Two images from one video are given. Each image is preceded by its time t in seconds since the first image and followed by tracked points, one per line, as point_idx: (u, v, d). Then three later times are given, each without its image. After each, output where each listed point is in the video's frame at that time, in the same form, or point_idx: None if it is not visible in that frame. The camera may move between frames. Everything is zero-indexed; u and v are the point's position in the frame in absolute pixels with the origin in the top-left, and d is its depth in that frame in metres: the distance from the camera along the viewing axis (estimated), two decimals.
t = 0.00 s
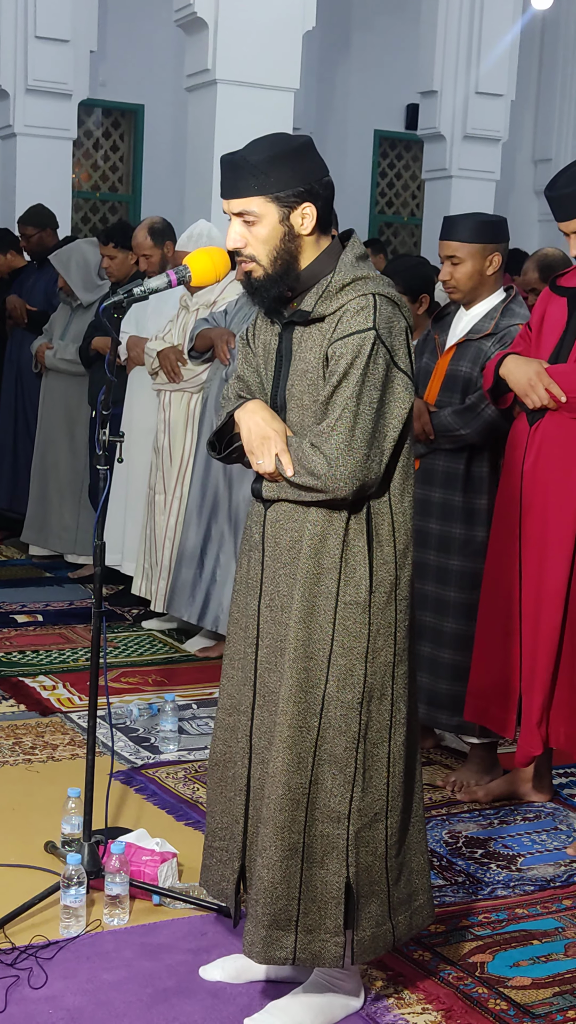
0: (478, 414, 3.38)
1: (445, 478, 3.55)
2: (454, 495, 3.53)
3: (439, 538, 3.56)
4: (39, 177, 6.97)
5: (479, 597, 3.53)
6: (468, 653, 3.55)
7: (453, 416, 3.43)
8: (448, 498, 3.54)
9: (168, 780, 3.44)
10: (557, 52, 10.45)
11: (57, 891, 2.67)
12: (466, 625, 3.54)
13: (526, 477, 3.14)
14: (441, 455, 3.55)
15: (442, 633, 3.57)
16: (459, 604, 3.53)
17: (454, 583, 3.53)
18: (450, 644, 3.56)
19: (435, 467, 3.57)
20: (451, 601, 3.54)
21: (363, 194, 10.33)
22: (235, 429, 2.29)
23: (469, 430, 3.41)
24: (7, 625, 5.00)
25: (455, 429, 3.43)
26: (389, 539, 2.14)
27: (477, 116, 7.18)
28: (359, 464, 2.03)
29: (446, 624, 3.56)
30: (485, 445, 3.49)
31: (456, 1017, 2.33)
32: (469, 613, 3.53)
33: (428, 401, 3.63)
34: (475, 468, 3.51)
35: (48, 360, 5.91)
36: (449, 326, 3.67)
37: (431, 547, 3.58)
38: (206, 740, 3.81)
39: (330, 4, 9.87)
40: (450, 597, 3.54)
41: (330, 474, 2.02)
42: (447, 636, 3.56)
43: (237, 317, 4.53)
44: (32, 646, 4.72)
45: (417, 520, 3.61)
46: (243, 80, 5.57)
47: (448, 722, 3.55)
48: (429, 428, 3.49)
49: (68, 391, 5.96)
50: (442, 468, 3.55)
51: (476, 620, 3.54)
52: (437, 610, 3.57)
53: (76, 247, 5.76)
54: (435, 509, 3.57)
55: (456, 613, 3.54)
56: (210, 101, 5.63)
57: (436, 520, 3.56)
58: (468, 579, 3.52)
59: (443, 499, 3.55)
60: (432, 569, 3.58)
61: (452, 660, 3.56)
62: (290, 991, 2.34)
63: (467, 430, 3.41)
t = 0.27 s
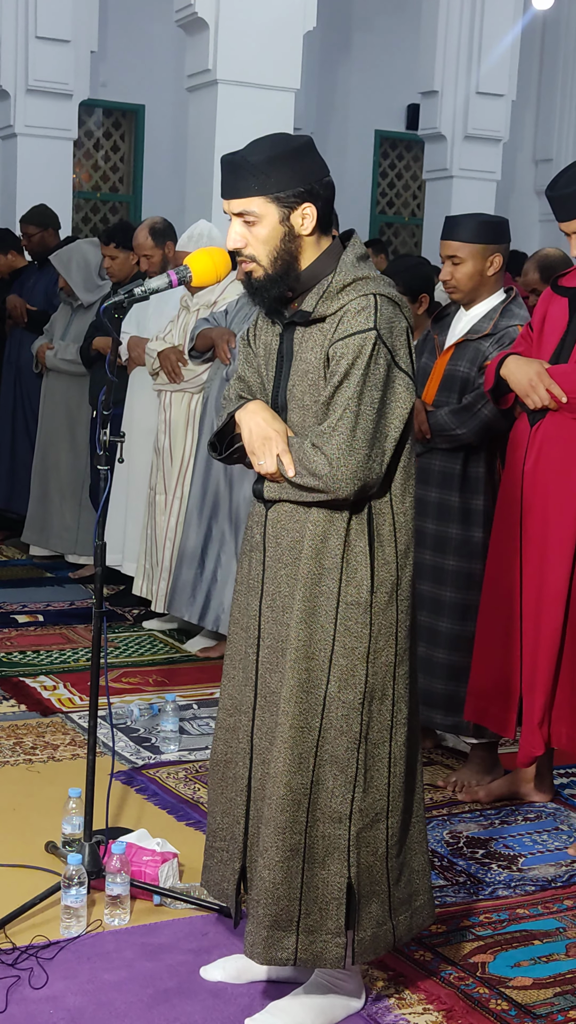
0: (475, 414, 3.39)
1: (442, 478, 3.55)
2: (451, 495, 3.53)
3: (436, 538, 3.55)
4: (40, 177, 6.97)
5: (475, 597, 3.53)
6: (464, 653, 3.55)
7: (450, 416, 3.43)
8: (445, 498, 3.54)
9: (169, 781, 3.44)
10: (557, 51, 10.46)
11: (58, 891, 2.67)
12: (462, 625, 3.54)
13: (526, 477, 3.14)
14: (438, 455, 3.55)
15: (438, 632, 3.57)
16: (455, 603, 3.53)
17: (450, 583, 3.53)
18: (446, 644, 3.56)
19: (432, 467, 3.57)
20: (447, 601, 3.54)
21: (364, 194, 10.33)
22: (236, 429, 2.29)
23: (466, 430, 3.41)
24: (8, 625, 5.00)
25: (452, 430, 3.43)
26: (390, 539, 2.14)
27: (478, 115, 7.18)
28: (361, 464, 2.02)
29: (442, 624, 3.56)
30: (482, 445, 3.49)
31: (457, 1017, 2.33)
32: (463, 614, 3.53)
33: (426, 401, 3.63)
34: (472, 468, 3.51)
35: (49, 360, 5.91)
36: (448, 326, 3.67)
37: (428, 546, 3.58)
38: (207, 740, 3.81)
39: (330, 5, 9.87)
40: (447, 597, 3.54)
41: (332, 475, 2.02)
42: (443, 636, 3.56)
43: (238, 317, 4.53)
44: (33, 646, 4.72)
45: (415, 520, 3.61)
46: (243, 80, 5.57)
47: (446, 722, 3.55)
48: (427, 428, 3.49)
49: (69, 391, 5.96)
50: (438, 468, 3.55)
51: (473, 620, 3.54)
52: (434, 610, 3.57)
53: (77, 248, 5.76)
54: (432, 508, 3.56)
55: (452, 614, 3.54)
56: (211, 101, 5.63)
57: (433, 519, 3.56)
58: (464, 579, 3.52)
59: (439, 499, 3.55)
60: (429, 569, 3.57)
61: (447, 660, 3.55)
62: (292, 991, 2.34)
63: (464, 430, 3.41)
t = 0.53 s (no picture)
0: (472, 414, 3.39)
1: (439, 478, 3.54)
2: (448, 495, 3.53)
3: (433, 538, 3.55)
4: (40, 177, 6.97)
5: (472, 597, 3.53)
6: (460, 653, 3.55)
7: (447, 415, 3.43)
8: (442, 498, 3.54)
9: (168, 780, 3.44)
10: (558, 51, 10.46)
11: (58, 891, 2.67)
12: (458, 625, 3.54)
13: (526, 477, 3.14)
14: (434, 455, 3.55)
15: (434, 632, 3.56)
16: (453, 603, 3.53)
17: (447, 583, 3.53)
18: (442, 644, 3.55)
19: (429, 467, 3.57)
20: (444, 600, 3.54)
21: (364, 194, 10.33)
22: (236, 429, 2.29)
23: (464, 430, 3.41)
24: (7, 624, 5.00)
25: (448, 429, 3.43)
26: (390, 539, 2.14)
27: (478, 115, 7.18)
28: (361, 464, 2.02)
29: (438, 624, 3.56)
30: (479, 445, 3.49)
31: (457, 1017, 2.33)
32: (459, 614, 3.53)
33: (423, 400, 3.62)
34: (469, 467, 3.51)
35: (49, 360, 5.91)
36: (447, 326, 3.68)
37: (424, 546, 3.57)
38: (207, 739, 3.80)
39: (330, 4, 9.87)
40: (443, 596, 3.54)
41: (332, 474, 2.02)
42: (439, 636, 3.56)
43: (238, 316, 4.54)
44: (32, 646, 4.71)
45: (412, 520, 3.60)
46: (243, 80, 5.57)
47: (443, 722, 3.56)
48: (424, 428, 3.49)
49: (69, 391, 5.96)
50: (435, 468, 3.55)
51: (470, 620, 3.54)
52: (431, 610, 3.57)
53: (77, 247, 5.76)
54: (429, 508, 3.56)
55: (448, 614, 3.54)
56: (210, 100, 5.63)
57: (430, 519, 3.55)
58: (461, 578, 3.52)
59: (437, 499, 3.55)
60: (425, 568, 3.57)
61: (443, 659, 3.55)
62: (291, 990, 2.34)
63: (461, 429, 3.41)
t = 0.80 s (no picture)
0: (474, 414, 3.39)
1: (441, 478, 3.54)
2: (450, 495, 3.53)
3: (434, 538, 3.55)
4: (42, 176, 6.97)
5: (473, 597, 3.53)
6: (463, 653, 3.55)
7: (448, 416, 3.43)
8: (444, 498, 3.54)
9: (170, 780, 3.44)
10: (560, 51, 10.45)
11: (59, 891, 2.66)
12: (459, 625, 3.54)
13: (527, 477, 3.14)
14: (436, 455, 3.55)
15: (436, 632, 3.56)
16: (454, 603, 3.53)
17: (449, 583, 3.53)
18: (444, 644, 3.55)
19: (430, 467, 3.57)
20: (445, 600, 3.54)
21: (366, 194, 10.33)
22: (238, 429, 2.29)
23: (465, 430, 3.41)
24: (9, 624, 5.00)
25: (450, 429, 3.43)
26: (392, 539, 2.14)
27: (480, 115, 7.18)
28: (363, 464, 2.02)
29: (439, 624, 3.56)
30: (481, 445, 3.49)
31: (458, 1017, 2.33)
32: (462, 613, 3.53)
33: (425, 400, 3.62)
34: (470, 467, 3.51)
35: (51, 359, 5.91)
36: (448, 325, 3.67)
37: (426, 546, 3.57)
38: (208, 739, 3.80)
39: (332, 4, 9.87)
40: (445, 596, 3.54)
41: (334, 474, 2.02)
42: (441, 636, 3.56)
43: (239, 314, 4.55)
44: (34, 645, 4.71)
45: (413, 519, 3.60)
46: (245, 79, 5.57)
47: (444, 721, 3.56)
48: (425, 428, 3.49)
49: (71, 390, 5.96)
50: (436, 468, 3.55)
51: (471, 620, 3.54)
52: (432, 610, 3.57)
53: (79, 247, 5.76)
54: (431, 508, 3.56)
55: (450, 614, 3.54)
56: (213, 100, 5.63)
57: (432, 519, 3.55)
58: (463, 578, 3.52)
59: (438, 499, 3.55)
60: (427, 568, 3.57)
61: (445, 659, 3.55)
62: (292, 990, 2.34)
63: (462, 430, 3.41)
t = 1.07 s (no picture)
0: (476, 414, 3.39)
1: (442, 478, 3.54)
2: (452, 495, 3.53)
3: (437, 538, 3.55)
4: (43, 177, 6.98)
5: (475, 597, 3.53)
6: (465, 653, 3.55)
7: (450, 416, 3.43)
8: (446, 498, 3.54)
9: (172, 780, 3.44)
10: (561, 51, 10.45)
11: (61, 891, 2.66)
12: (462, 625, 3.54)
13: (528, 477, 3.14)
14: (437, 454, 3.55)
15: (439, 632, 3.56)
16: (456, 603, 3.53)
17: (451, 583, 3.53)
18: (447, 644, 3.55)
19: (432, 467, 3.57)
20: (447, 601, 3.54)
21: (367, 194, 10.33)
22: (239, 429, 2.29)
23: (466, 430, 3.41)
24: (10, 624, 5.00)
25: (452, 429, 3.43)
26: (393, 539, 2.14)
27: (481, 115, 7.18)
28: (364, 464, 2.02)
29: (441, 624, 3.56)
30: (483, 445, 3.49)
31: (460, 1017, 2.33)
32: (465, 613, 3.53)
33: (427, 400, 3.62)
34: (473, 467, 3.51)
35: (52, 360, 5.91)
36: (449, 325, 3.67)
37: (428, 546, 3.57)
38: (210, 739, 3.81)
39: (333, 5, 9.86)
40: (447, 597, 3.54)
41: (335, 475, 2.01)
42: (444, 636, 3.56)
43: (242, 315, 4.54)
44: (35, 646, 4.71)
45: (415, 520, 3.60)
46: (246, 80, 5.57)
47: (447, 722, 3.56)
48: (426, 428, 3.49)
49: (72, 391, 5.97)
50: (438, 468, 3.55)
51: (473, 620, 3.54)
52: (434, 610, 3.57)
53: (80, 247, 5.77)
54: (433, 508, 3.56)
55: (453, 613, 3.54)
56: (214, 100, 5.62)
57: (434, 519, 3.55)
58: (465, 578, 3.52)
59: (440, 499, 3.55)
60: (429, 568, 3.57)
61: (448, 659, 3.55)
62: (294, 991, 2.34)
63: (464, 430, 3.41)
